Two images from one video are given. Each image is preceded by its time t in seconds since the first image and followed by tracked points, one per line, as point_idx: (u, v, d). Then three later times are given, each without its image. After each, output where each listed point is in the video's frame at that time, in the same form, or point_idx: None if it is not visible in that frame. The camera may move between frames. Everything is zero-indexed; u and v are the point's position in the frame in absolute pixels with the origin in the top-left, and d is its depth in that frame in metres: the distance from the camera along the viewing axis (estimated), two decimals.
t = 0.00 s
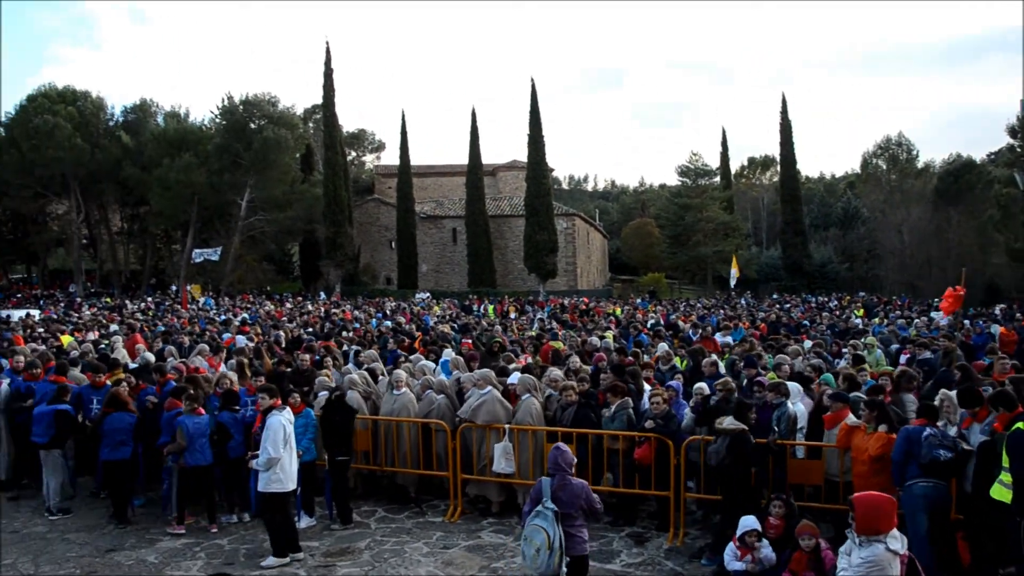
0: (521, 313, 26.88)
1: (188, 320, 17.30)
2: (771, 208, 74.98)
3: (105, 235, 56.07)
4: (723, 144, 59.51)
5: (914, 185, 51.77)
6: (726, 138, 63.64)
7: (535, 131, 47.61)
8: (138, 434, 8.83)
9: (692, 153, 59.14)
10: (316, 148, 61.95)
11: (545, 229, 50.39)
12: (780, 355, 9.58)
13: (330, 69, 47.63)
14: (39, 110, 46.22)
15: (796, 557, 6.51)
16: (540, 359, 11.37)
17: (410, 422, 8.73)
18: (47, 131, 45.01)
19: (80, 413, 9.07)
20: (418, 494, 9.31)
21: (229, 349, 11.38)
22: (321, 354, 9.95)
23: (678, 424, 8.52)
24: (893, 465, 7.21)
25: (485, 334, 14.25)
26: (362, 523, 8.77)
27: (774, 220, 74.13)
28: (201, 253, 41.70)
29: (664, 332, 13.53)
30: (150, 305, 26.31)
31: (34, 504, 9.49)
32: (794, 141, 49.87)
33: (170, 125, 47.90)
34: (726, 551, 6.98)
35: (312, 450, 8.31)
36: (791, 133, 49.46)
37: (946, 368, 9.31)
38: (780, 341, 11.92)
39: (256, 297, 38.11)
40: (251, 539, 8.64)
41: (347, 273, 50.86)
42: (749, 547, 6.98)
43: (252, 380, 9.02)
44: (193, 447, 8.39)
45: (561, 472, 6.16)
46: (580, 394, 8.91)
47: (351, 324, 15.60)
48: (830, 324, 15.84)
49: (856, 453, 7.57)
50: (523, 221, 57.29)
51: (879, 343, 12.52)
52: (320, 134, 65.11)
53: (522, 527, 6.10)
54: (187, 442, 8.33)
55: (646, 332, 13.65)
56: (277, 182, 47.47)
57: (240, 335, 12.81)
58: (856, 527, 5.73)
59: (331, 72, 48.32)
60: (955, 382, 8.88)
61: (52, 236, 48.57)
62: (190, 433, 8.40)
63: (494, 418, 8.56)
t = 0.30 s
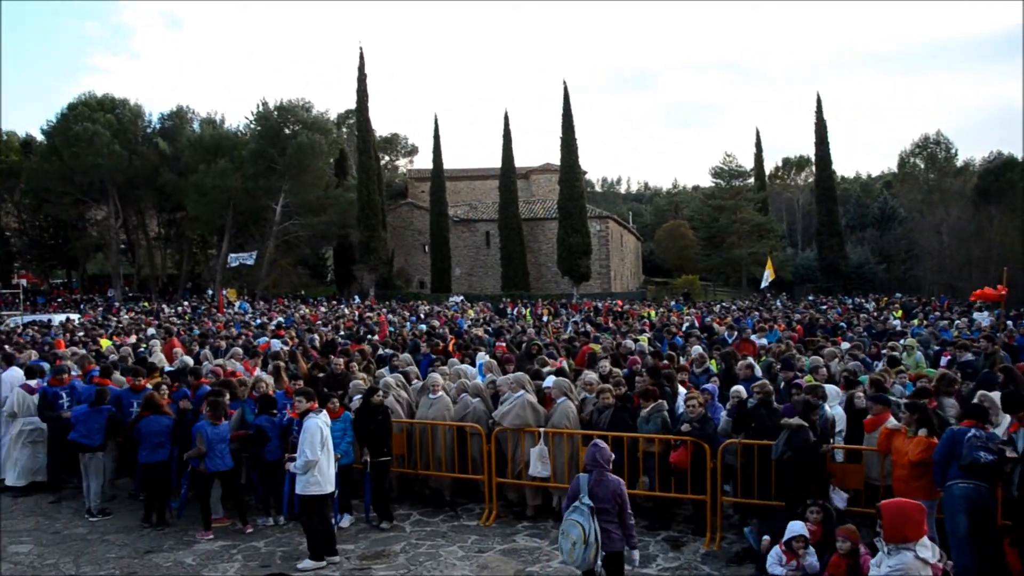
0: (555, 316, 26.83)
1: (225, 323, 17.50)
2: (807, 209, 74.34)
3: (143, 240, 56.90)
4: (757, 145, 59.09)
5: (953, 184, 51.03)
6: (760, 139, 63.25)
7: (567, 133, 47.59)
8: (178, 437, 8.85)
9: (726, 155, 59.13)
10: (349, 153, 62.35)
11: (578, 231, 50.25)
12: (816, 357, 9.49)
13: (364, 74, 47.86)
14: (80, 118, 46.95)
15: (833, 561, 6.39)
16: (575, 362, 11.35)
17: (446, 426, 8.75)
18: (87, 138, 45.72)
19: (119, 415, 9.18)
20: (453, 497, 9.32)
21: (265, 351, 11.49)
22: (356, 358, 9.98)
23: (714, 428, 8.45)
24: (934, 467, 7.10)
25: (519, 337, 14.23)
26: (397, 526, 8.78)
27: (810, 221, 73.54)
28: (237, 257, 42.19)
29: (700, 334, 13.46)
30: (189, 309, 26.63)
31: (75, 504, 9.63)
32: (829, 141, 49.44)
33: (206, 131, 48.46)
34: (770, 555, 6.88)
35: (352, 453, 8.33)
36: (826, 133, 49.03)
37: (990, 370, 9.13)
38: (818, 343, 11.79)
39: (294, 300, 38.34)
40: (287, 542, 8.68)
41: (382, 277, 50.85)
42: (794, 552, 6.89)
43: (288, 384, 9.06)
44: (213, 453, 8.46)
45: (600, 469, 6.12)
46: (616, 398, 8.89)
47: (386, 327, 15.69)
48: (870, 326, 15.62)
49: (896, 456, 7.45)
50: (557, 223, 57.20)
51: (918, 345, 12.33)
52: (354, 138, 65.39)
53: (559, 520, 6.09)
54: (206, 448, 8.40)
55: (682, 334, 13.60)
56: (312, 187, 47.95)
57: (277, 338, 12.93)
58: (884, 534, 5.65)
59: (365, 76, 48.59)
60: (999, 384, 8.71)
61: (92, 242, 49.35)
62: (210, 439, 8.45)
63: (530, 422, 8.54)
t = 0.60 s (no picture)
0: (584, 317, 26.76)
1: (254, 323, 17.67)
2: (838, 209, 73.58)
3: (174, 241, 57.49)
4: (788, 144, 58.58)
5: (989, 184, 50.21)
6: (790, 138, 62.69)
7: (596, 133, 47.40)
8: (208, 434, 8.92)
9: (755, 154, 58.20)
10: (378, 153, 62.50)
11: (607, 232, 50.02)
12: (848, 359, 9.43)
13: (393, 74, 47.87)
14: (112, 121, 47.76)
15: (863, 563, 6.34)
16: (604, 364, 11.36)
17: (476, 426, 8.78)
18: (120, 140, 46.38)
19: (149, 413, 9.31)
20: (482, 497, 9.34)
21: (294, 350, 11.58)
22: (385, 358, 10.03)
23: (744, 429, 8.40)
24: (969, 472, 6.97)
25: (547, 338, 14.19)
26: (426, 525, 8.81)
27: (842, 221, 72.78)
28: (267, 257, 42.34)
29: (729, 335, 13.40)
30: (220, 310, 26.88)
31: (109, 501, 9.75)
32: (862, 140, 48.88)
33: (236, 133, 48.96)
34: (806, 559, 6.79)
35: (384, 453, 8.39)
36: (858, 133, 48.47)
37: None
38: (848, 346, 11.70)
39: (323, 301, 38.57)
40: (317, 541, 8.73)
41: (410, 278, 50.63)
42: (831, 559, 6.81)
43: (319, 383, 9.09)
44: (232, 451, 8.53)
45: (643, 465, 5.97)
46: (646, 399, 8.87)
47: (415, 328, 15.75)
48: (904, 328, 15.45)
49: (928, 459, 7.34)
50: (586, 224, 56.98)
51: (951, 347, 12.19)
52: (384, 139, 65.38)
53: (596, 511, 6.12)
54: (226, 446, 8.47)
55: (711, 335, 13.55)
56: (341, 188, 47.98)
57: (306, 338, 13.03)
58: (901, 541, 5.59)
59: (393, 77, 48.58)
60: None
61: (124, 243, 49.97)
62: (229, 436, 8.55)
63: (559, 422, 8.55)
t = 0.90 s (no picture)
0: (610, 315, 26.74)
1: (280, 321, 17.82)
2: (867, 207, 72.96)
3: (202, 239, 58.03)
4: (816, 142, 58.14)
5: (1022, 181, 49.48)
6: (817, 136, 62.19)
7: (622, 131, 47.25)
8: (233, 431, 8.96)
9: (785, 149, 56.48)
10: (405, 150, 62.68)
11: (633, 230, 49.85)
12: (877, 359, 9.35)
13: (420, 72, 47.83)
14: (141, 120, 48.37)
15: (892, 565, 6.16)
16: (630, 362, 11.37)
17: (502, 424, 8.80)
18: (148, 139, 46.96)
19: (176, 408, 9.39)
20: (507, 495, 9.36)
21: (320, 348, 11.66)
22: (411, 356, 10.07)
23: (772, 429, 8.33)
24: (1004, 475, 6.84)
25: (572, 336, 14.20)
26: (451, 522, 8.81)
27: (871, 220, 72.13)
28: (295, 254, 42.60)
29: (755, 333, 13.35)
30: (248, 307, 27.13)
31: (137, 496, 9.85)
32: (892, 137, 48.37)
33: (263, 132, 49.40)
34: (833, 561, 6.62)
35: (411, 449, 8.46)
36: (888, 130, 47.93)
37: None
38: (877, 345, 11.61)
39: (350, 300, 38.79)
40: (342, 537, 8.75)
41: (437, 276, 50.46)
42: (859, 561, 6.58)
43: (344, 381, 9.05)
44: (255, 447, 8.57)
45: (682, 461, 6.09)
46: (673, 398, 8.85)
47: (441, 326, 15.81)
48: (935, 328, 15.28)
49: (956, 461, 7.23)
50: (612, 222, 56.81)
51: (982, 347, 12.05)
52: (410, 138, 65.42)
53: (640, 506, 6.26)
54: (249, 442, 8.52)
55: (737, 334, 13.50)
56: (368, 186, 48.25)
57: (331, 336, 13.14)
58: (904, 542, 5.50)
59: (420, 75, 48.60)
60: None
61: (153, 240, 50.54)
62: (253, 433, 8.61)
63: (585, 420, 8.57)
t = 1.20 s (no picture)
0: (639, 314, 26.65)
1: (310, 321, 17.95)
2: (898, 205, 72.17)
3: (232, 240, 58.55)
4: (845, 138, 57.61)
5: None
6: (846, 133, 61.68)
7: (650, 130, 47.13)
8: (262, 430, 9.04)
9: (812, 150, 57.73)
10: (433, 151, 62.80)
11: (662, 228, 49.66)
12: (909, 358, 9.24)
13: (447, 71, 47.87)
14: (172, 122, 48.98)
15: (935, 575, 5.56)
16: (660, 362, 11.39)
17: (532, 424, 8.79)
18: (179, 141, 47.50)
19: (204, 407, 9.49)
20: (537, 496, 9.35)
21: (349, 348, 11.73)
22: (440, 356, 10.09)
23: (804, 429, 8.24)
24: None
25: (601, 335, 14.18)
26: (481, 522, 8.80)
27: (903, 217, 71.37)
28: (324, 254, 42.78)
29: (786, 333, 13.26)
30: (278, 308, 27.36)
31: (169, 495, 9.94)
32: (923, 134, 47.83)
33: (292, 133, 49.73)
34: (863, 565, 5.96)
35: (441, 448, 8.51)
36: (919, 126, 47.40)
37: None
38: (909, 345, 11.51)
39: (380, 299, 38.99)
40: (371, 537, 8.77)
41: (464, 276, 50.48)
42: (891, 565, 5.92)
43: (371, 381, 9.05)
44: (281, 444, 8.71)
45: (726, 456, 6.14)
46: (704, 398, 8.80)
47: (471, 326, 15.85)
48: (972, 327, 15.07)
49: (990, 459, 6.91)
50: (640, 221, 56.64)
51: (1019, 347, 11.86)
52: (438, 138, 65.49)
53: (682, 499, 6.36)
54: (276, 439, 8.64)
55: (767, 334, 13.43)
56: (395, 186, 48.40)
57: (361, 336, 13.23)
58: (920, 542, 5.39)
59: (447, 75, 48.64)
60: None
61: (184, 241, 51.05)
62: (279, 430, 8.71)
63: (614, 420, 8.55)
